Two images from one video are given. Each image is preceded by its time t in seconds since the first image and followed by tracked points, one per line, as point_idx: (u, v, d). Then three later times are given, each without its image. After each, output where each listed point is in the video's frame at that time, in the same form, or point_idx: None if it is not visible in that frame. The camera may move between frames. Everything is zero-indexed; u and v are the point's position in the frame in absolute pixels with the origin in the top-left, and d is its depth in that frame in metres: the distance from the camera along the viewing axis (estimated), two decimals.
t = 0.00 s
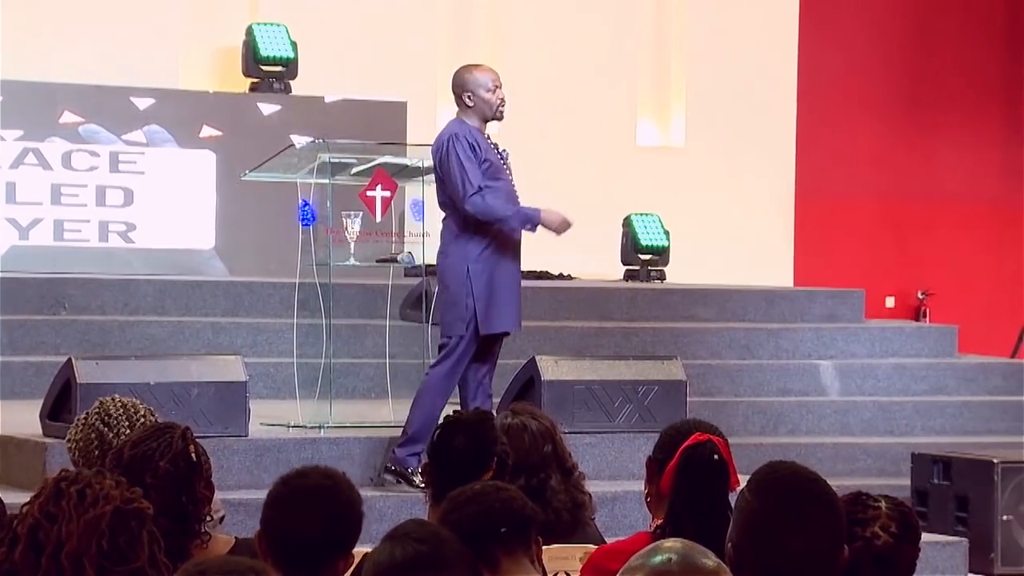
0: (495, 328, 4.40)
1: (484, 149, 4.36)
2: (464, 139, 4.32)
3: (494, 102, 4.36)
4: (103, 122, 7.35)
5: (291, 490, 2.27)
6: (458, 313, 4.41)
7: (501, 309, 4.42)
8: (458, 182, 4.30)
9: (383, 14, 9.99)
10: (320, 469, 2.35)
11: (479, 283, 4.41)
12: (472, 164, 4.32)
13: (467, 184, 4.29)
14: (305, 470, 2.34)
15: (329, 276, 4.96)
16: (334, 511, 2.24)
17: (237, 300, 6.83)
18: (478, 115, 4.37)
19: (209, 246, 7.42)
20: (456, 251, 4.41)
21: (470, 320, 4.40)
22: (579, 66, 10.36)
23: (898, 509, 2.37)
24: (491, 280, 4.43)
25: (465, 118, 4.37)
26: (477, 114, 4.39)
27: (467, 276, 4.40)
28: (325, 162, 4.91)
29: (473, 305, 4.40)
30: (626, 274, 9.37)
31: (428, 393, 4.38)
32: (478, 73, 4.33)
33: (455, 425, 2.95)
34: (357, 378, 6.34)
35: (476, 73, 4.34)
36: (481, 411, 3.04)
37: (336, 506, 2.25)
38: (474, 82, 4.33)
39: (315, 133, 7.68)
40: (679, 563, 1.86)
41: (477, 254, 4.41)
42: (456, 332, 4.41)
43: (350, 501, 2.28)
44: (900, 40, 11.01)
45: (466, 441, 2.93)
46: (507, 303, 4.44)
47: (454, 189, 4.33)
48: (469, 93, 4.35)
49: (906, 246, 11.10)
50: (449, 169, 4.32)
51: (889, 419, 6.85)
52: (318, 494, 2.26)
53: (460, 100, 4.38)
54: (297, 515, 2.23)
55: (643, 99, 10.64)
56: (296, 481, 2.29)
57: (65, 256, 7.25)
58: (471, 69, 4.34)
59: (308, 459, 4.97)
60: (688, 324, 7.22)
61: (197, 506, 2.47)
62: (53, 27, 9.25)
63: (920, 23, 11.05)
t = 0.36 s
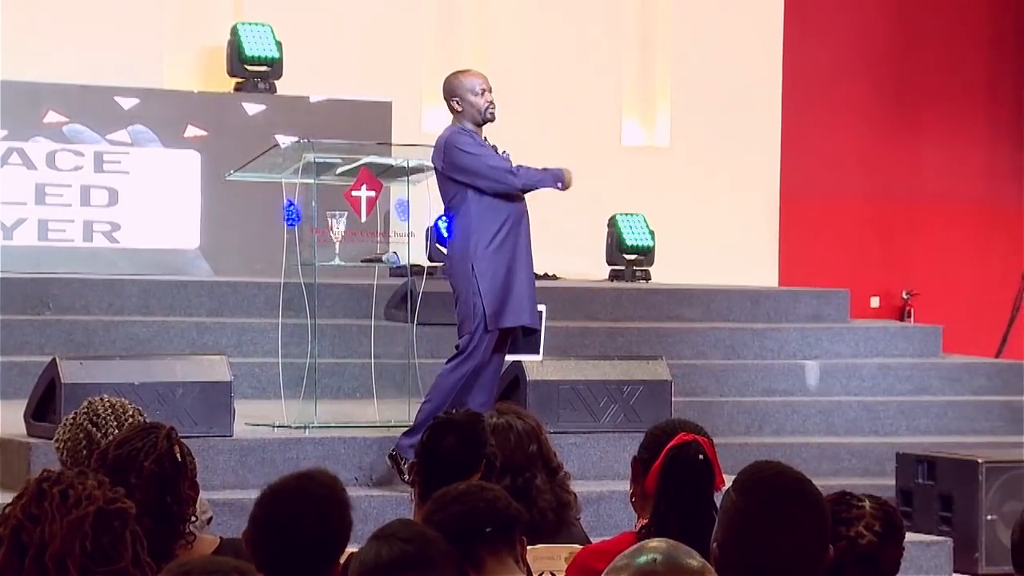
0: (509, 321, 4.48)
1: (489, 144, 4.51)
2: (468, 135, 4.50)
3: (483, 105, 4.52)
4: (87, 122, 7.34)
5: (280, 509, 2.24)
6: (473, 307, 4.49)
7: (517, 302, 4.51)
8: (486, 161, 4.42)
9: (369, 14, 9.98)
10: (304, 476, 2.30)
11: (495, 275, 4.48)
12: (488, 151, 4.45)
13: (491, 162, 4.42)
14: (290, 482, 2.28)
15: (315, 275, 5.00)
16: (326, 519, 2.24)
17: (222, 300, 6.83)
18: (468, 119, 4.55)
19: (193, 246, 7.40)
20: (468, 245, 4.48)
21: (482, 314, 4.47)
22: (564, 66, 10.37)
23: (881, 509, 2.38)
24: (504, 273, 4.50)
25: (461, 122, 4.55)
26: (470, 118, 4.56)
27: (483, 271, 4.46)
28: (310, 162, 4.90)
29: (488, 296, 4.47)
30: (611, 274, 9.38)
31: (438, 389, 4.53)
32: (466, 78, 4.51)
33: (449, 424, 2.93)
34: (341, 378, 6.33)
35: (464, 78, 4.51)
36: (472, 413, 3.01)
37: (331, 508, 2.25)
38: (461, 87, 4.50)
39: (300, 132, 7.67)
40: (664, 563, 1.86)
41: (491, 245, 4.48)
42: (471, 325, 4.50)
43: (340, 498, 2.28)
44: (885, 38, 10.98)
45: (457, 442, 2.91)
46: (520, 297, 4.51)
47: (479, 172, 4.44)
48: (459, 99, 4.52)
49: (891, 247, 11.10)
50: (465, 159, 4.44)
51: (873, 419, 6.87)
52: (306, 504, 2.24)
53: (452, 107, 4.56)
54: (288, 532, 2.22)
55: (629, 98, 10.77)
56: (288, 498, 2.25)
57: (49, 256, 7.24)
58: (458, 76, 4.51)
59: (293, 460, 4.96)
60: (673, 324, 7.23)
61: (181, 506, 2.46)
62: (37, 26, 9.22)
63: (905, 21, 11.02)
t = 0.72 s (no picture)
0: (507, 322, 4.48)
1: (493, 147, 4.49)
2: (473, 136, 4.45)
3: (496, 105, 4.56)
4: (74, 122, 7.33)
5: (246, 508, 2.25)
6: (472, 307, 4.49)
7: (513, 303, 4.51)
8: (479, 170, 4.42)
9: (355, 13, 9.97)
10: (262, 470, 2.31)
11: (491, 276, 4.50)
12: (488, 156, 4.44)
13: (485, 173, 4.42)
14: (249, 479, 2.29)
15: (301, 275, 4.99)
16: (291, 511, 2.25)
17: (208, 299, 6.82)
18: (479, 118, 4.56)
19: (181, 246, 7.39)
20: (468, 244, 4.50)
21: (481, 314, 4.48)
22: (550, 66, 10.37)
23: (868, 509, 2.39)
24: (502, 274, 4.51)
25: (471, 121, 4.54)
26: (480, 117, 4.56)
27: (483, 270, 4.49)
28: (296, 162, 4.91)
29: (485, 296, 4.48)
30: (598, 274, 9.39)
31: (429, 388, 4.49)
32: (480, 78, 4.54)
33: (434, 424, 2.91)
34: (328, 378, 6.32)
35: (476, 78, 4.54)
36: (460, 412, 2.99)
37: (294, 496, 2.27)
38: (475, 86, 4.53)
39: (287, 132, 7.67)
40: (652, 563, 1.86)
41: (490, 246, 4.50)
42: (468, 325, 4.50)
43: (301, 485, 2.30)
44: (872, 38, 10.92)
45: (444, 442, 2.89)
46: (518, 300, 4.51)
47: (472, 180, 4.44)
48: (471, 97, 4.54)
49: (876, 247, 11.03)
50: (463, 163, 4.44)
51: (859, 419, 6.89)
52: (272, 497, 2.25)
53: (462, 106, 4.56)
54: (257, 531, 2.23)
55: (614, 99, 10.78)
56: (251, 495, 2.26)
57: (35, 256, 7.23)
58: (472, 76, 4.54)
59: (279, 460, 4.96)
60: (660, 323, 7.25)
61: (168, 506, 2.46)
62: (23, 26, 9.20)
63: (892, 20, 10.97)
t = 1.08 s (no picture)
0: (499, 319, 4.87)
1: (485, 152, 4.83)
2: (466, 140, 4.76)
3: (512, 114, 4.88)
4: (58, 121, 7.32)
5: (215, 508, 2.28)
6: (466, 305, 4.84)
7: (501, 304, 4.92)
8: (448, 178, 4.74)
9: (341, 13, 9.95)
10: (229, 472, 2.33)
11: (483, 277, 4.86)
12: (468, 162, 4.77)
13: (451, 182, 4.74)
14: (213, 481, 2.32)
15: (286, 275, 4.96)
16: (259, 507, 2.28)
17: (193, 299, 6.82)
18: (494, 120, 4.87)
19: (165, 246, 7.38)
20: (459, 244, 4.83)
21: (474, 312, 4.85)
22: (535, 66, 10.38)
23: (852, 508, 2.41)
24: (492, 274, 4.88)
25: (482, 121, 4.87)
26: (493, 120, 4.88)
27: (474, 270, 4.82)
28: (281, 161, 4.93)
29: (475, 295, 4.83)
30: (583, 274, 9.40)
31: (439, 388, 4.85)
32: (505, 84, 4.86)
33: (420, 425, 2.91)
34: (313, 378, 6.31)
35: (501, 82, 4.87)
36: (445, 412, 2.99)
37: (260, 490, 2.30)
38: (499, 89, 4.85)
39: (272, 132, 7.65)
40: (637, 563, 1.86)
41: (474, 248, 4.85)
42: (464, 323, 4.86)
43: (268, 481, 2.33)
44: (858, 37, 10.88)
45: (429, 442, 2.89)
46: (506, 297, 4.92)
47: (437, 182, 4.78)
48: (491, 98, 4.86)
49: (860, 246, 10.94)
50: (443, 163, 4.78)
51: (844, 418, 6.90)
52: (238, 495, 2.28)
53: (480, 103, 4.88)
54: (229, 530, 2.26)
55: (600, 100, 10.80)
56: (218, 495, 2.29)
57: (18, 256, 7.21)
58: (497, 79, 4.86)
59: (263, 460, 4.96)
60: (645, 323, 7.26)
61: (152, 506, 2.45)
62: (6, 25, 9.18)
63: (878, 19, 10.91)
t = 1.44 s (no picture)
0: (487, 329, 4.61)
1: (475, 154, 4.53)
2: (453, 141, 4.47)
3: (510, 124, 4.52)
4: (40, 120, 7.29)
5: (194, 508, 2.28)
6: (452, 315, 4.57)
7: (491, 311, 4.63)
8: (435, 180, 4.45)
9: (324, 13, 9.94)
10: (206, 474, 2.34)
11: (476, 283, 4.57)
12: (455, 163, 4.47)
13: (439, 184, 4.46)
14: (190, 482, 2.33)
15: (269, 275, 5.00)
16: (235, 503, 2.29)
17: (175, 299, 6.81)
18: (489, 126, 4.53)
19: (147, 246, 7.38)
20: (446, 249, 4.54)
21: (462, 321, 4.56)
22: (519, 66, 10.38)
23: (833, 508, 2.42)
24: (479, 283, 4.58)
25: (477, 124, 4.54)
26: (492, 125, 4.54)
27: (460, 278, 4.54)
28: (264, 160, 4.91)
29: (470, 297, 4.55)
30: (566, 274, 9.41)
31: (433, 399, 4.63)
32: (509, 92, 4.50)
33: (404, 425, 2.91)
34: (296, 378, 6.30)
35: (506, 89, 4.50)
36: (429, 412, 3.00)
37: (236, 488, 2.31)
38: (502, 95, 4.49)
39: (255, 132, 7.64)
40: (621, 563, 1.86)
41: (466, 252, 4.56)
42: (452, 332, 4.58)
43: (243, 479, 2.35)
44: (840, 37, 10.89)
45: (414, 442, 2.89)
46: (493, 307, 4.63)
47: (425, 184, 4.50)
48: (492, 104, 4.51)
49: (845, 246, 10.96)
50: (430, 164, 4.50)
51: (827, 418, 6.92)
52: (216, 495, 2.29)
53: (480, 106, 4.53)
54: (209, 528, 2.26)
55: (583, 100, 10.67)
56: (196, 496, 2.29)
57: None
58: (503, 85, 4.50)
59: (246, 461, 4.95)
60: (628, 323, 7.28)
61: (135, 506, 2.45)
62: None
63: (860, 20, 10.93)
